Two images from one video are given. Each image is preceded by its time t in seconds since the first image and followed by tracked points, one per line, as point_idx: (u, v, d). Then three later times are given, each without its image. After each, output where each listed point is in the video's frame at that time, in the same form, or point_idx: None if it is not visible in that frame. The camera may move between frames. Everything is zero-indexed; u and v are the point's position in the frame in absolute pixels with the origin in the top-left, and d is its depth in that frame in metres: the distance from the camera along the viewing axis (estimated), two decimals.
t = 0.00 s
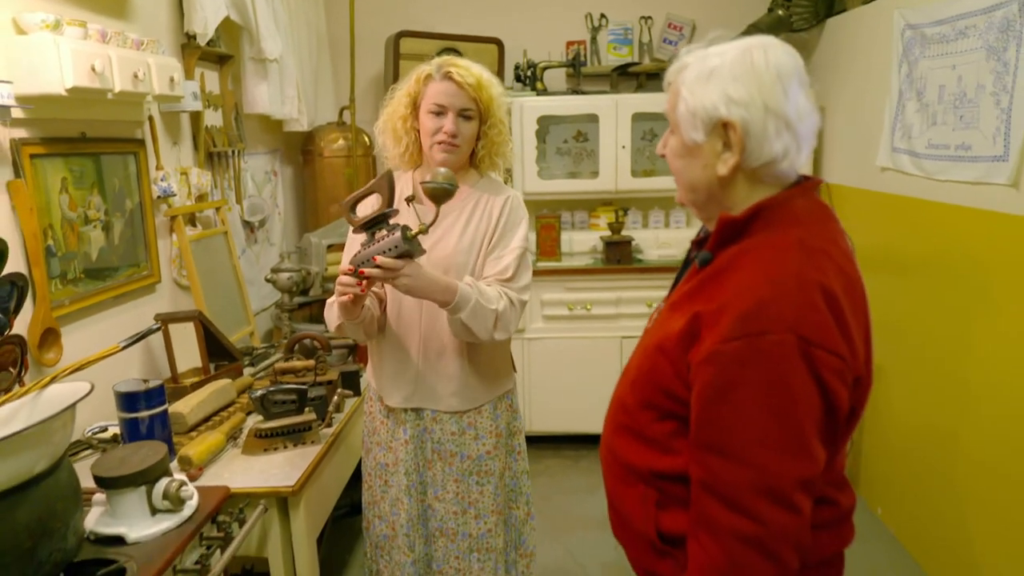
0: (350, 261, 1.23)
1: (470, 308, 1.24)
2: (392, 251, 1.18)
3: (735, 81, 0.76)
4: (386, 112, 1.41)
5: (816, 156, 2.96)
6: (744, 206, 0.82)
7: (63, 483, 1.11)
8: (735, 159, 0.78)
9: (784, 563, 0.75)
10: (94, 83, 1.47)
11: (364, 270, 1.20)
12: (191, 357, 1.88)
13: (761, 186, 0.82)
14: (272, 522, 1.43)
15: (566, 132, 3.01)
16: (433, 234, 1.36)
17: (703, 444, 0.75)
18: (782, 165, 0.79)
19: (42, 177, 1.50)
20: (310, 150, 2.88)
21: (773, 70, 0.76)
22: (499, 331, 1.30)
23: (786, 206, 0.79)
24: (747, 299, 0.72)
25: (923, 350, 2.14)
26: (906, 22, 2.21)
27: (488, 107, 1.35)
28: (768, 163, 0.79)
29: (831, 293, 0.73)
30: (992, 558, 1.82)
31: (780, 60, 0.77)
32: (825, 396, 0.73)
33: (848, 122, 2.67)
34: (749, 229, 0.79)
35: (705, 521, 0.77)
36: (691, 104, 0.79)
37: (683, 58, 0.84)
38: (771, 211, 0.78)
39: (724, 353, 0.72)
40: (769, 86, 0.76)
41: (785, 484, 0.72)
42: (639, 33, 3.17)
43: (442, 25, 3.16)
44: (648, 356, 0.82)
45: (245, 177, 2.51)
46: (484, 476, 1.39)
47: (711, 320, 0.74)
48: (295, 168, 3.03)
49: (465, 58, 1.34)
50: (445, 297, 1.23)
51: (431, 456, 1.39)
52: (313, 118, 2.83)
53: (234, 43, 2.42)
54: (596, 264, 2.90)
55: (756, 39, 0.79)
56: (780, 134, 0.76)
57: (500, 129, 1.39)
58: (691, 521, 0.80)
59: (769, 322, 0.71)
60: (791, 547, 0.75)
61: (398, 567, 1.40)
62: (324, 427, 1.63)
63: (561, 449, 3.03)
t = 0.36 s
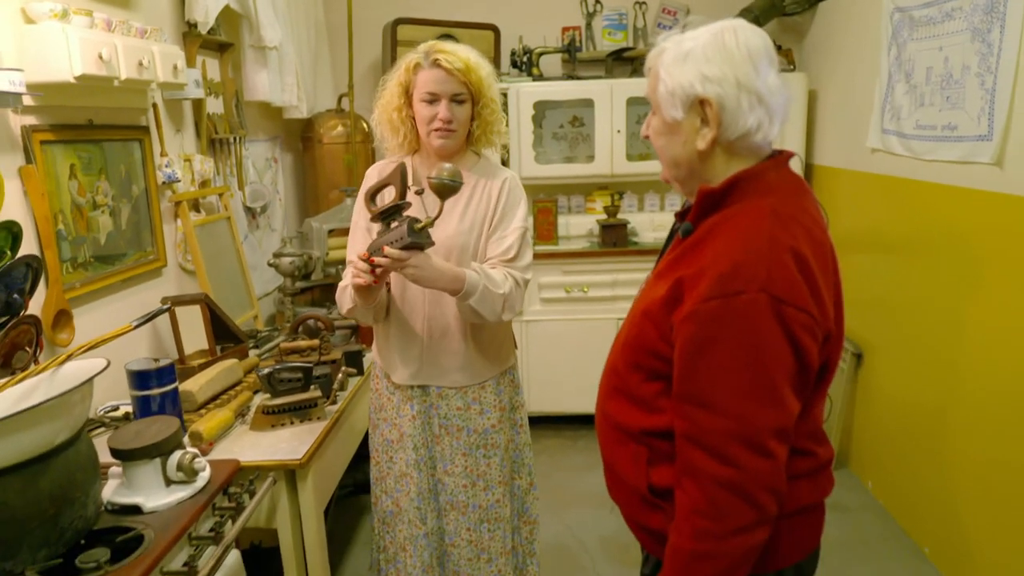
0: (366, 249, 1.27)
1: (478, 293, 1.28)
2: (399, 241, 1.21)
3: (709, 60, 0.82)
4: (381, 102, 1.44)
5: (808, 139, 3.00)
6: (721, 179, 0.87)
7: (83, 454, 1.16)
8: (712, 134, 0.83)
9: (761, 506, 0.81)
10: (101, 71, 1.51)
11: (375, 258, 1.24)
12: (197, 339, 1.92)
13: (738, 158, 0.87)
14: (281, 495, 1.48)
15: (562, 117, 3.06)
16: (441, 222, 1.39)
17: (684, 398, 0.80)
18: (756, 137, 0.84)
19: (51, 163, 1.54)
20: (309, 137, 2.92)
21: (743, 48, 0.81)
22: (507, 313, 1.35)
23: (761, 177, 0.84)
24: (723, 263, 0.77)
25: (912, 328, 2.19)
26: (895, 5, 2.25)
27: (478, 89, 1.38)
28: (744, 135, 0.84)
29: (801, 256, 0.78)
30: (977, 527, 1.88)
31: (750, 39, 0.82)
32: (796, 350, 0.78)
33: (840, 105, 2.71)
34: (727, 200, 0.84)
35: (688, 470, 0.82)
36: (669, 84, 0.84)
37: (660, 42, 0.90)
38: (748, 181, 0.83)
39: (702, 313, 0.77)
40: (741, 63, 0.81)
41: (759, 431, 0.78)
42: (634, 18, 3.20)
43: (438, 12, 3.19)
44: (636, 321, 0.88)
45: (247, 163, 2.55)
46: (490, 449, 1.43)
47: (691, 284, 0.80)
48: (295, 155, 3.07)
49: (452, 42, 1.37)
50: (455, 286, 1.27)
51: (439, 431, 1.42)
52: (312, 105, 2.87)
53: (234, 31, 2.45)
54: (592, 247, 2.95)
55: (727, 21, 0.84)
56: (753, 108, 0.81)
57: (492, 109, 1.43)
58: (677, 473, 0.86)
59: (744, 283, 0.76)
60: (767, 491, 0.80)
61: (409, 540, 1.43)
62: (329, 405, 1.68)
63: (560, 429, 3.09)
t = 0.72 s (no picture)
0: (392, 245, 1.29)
1: (499, 279, 1.32)
2: (428, 236, 1.23)
3: (712, 54, 0.85)
4: (384, 101, 1.46)
5: (808, 132, 3.03)
6: (725, 168, 0.91)
7: (103, 435, 1.19)
8: (716, 124, 0.87)
9: (770, 477, 0.84)
10: (114, 61, 1.53)
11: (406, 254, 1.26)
12: (206, 326, 1.95)
13: (740, 147, 0.91)
14: (291, 478, 1.51)
15: (565, 108, 3.08)
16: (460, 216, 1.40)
17: (696, 376, 0.84)
18: (757, 127, 0.88)
19: (65, 151, 1.56)
20: (313, 127, 2.94)
21: (744, 43, 0.85)
22: (525, 300, 1.38)
23: (764, 166, 0.88)
24: (733, 246, 0.81)
25: (908, 318, 2.23)
26: None
27: (479, 79, 1.40)
28: (747, 125, 0.87)
29: (805, 239, 0.82)
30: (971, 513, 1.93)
31: (750, 34, 0.86)
32: (803, 328, 0.81)
33: (840, 99, 2.74)
34: (734, 187, 0.88)
35: (702, 444, 0.86)
36: (674, 77, 0.88)
37: (664, 39, 0.94)
38: (752, 170, 0.87)
39: (712, 294, 0.80)
40: (742, 56, 0.85)
41: (768, 405, 0.81)
42: (636, 11, 3.22)
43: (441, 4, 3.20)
44: (647, 306, 0.91)
45: (252, 153, 2.57)
46: (498, 434, 1.46)
47: (702, 267, 0.83)
48: (299, 145, 3.09)
49: (448, 35, 1.38)
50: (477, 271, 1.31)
51: (448, 417, 1.45)
52: (316, 95, 2.89)
53: (240, 21, 2.47)
54: (593, 238, 2.98)
55: (729, 18, 0.88)
56: (754, 99, 0.85)
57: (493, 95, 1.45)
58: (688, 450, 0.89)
59: (753, 264, 0.79)
60: (776, 464, 0.84)
61: (417, 523, 1.47)
62: (337, 390, 1.71)
63: (560, 418, 3.13)
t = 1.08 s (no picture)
0: (406, 253, 1.29)
1: (499, 268, 1.34)
2: (447, 233, 1.26)
3: (711, 53, 0.87)
4: (404, 87, 1.47)
5: (809, 127, 3.05)
6: (725, 166, 0.93)
7: (117, 424, 1.21)
8: (715, 122, 0.89)
9: (792, 459, 0.86)
10: (124, 55, 1.54)
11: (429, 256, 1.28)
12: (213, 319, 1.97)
13: (739, 143, 0.92)
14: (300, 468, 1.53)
15: (566, 103, 3.10)
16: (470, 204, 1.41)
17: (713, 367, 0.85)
18: (756, 125, 0.90)
19: (75, 145, 1.57)
20: (317, 122, 2.95)
21: (743, 43, 0.87)
22: (525, 293, 1.40)
23: (763, 160, 0.90)
24: (741, 240, 0.83)
25: (908, 312, 2.25)
26: None
27: (500, 79, 1.40)
28: (745, 123, 0.89)
29: (809, 230, 0.84)
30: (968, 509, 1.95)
31: (749, 35, 0.88)
32: (812, 315, 0.83)
33: (841, 94, 2.75)
34: (735, 183, 0.90)
35: (723, 432, 0.87)
36: (675, 76, 0.90)
37: (664, 39, 0.96)
38: (752, 166, 0.89)
39: (723, 288, 0.82)
40: (741, 56, 0.87)
41: (786, 390, 0.83)
42: (638, 6, 3.23)
43: None
44: (657, 303, 0.93)
45: (257, 147, 2.59)
46: (504, 425, 1.48)
47: (711, 263, 0.85)
48: (302, 140, 3.10)
49: (475, 31, 1.38)
50: (479, 260, 1.32)
51: (455, 408, 1.47)
52: (320, 90, 2.90)
53: (244, 16, 2.48)
54: (595, 232, 3.00)
55: (728, 19, 0.90)
56: (753, 98, 0.87)
57: (512, 98, 1.44)
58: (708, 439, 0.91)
59: (761, 256, 0.81)
60: (796, 446, 0.85)
61: (423, 512, 1.49)
62: (344, 382, 1.73)
63: (561, 411, 3.15)
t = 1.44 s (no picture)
0: (411, 256, 1.28)
1: (497, 266, 1.33)
2: (446, 221, 1.27)
3: (697, 63, 0.89)
4: (414, 76, 1.45)
5: (796, 127, 3.08)
6: (716, 167, 0.94)
7: (114, 422, 1.19)
8: (705, 129, 0.91)
9: (827, 438, 0.86)
10: (116, 48, 1.52)
11: (437, 246, 1.26)
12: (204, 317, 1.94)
13: (725, 144, 0.94)
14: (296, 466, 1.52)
15: (557, 101, 3.09)
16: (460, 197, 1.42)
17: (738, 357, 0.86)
18: (742, 128, 0.92)
19: (65, 139, 1.55)
20: (305, 118, 2.93)
21: (725, 51, 0.89)
22: (521, 292, 1.39)
23: (749, 157, 0.92)
24: (751, 232, 0.84)
25: (897, 309, 2.27)
26: None
27: (510, 81, 1.39)
28: (732, 128, 0.91)
29: (812, 215, 0.86)
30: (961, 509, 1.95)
31: (730, 43, 0.90)
32: (827, 296, 0.84)
33: (829, 94, 2.78)
34: (731, 179, 0.91)
35: (754, 419, 0.88)
36: (662, 86, 0.90)
37: (644, 49, 0.96)
38: (742, 162, 0.91)
39: (740, 279, 0.83)
40: (725, 64, 0.89)
41: (814, 371, 0.84)
42: (627, 5, 3.24)
43: None
44: (670, 304, 0.94)
45: (245, 143, 2.56)
46: (501, 423, 1.47)
47: (724, 257, 0.86)
48: (290, 136, 3.08)
49: (491, 31, 1.37)
50: (478, 256, 1.32)
51: (452, 405, 1.46)
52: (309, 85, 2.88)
53: (234, 10, 2.45)
54: (585, 230, 3.00)
55: (707, 28, 0.92)
56: (739, 103, 0.89)
57: (520, 102, 1.43)
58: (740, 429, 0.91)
59: (772, 245, 0.83)
60: (829, 426, 0.86)
61: (423, 509, 1.48)
62: (339, 380, 1.72)
63: (551, 409, 3.15)
